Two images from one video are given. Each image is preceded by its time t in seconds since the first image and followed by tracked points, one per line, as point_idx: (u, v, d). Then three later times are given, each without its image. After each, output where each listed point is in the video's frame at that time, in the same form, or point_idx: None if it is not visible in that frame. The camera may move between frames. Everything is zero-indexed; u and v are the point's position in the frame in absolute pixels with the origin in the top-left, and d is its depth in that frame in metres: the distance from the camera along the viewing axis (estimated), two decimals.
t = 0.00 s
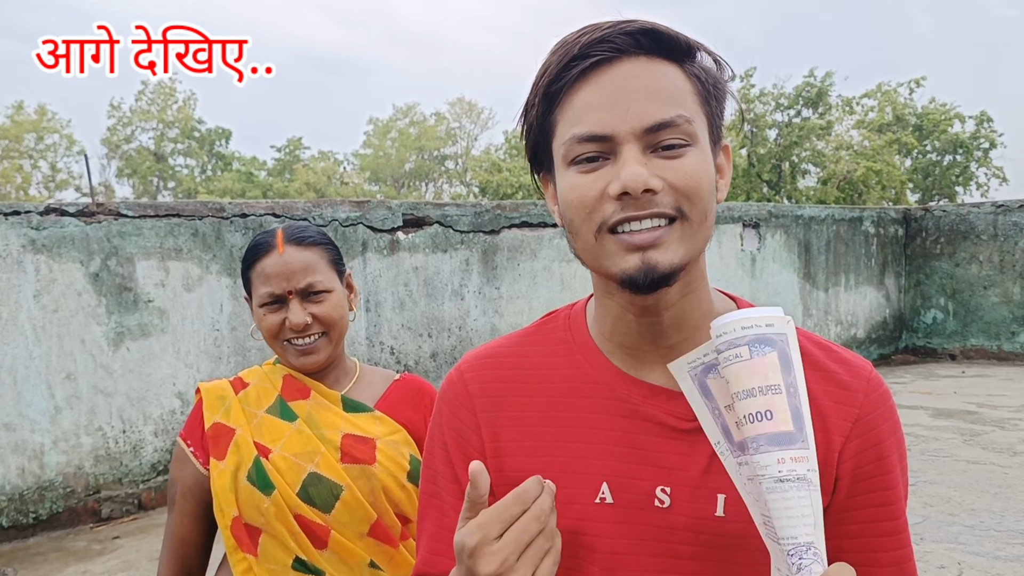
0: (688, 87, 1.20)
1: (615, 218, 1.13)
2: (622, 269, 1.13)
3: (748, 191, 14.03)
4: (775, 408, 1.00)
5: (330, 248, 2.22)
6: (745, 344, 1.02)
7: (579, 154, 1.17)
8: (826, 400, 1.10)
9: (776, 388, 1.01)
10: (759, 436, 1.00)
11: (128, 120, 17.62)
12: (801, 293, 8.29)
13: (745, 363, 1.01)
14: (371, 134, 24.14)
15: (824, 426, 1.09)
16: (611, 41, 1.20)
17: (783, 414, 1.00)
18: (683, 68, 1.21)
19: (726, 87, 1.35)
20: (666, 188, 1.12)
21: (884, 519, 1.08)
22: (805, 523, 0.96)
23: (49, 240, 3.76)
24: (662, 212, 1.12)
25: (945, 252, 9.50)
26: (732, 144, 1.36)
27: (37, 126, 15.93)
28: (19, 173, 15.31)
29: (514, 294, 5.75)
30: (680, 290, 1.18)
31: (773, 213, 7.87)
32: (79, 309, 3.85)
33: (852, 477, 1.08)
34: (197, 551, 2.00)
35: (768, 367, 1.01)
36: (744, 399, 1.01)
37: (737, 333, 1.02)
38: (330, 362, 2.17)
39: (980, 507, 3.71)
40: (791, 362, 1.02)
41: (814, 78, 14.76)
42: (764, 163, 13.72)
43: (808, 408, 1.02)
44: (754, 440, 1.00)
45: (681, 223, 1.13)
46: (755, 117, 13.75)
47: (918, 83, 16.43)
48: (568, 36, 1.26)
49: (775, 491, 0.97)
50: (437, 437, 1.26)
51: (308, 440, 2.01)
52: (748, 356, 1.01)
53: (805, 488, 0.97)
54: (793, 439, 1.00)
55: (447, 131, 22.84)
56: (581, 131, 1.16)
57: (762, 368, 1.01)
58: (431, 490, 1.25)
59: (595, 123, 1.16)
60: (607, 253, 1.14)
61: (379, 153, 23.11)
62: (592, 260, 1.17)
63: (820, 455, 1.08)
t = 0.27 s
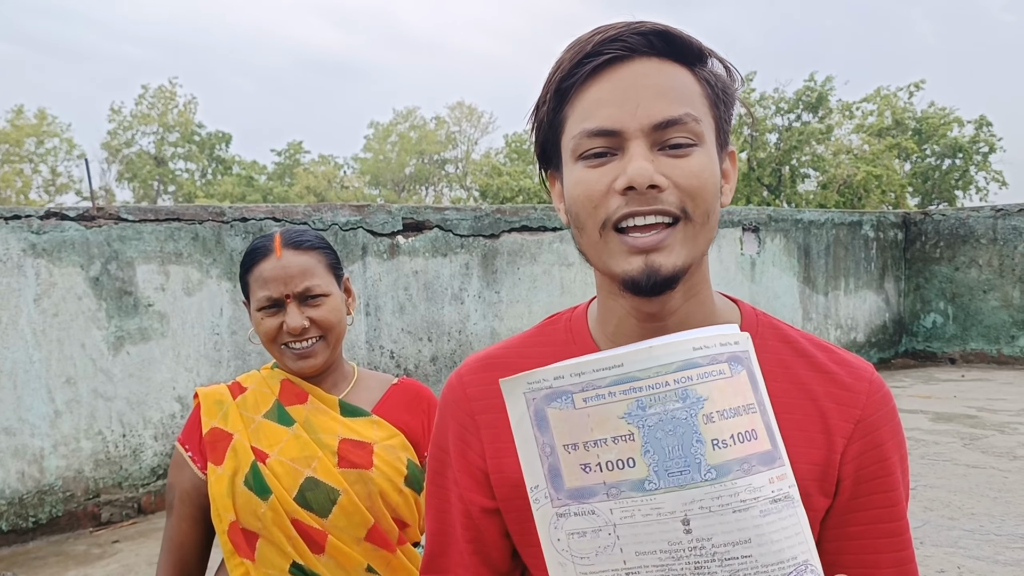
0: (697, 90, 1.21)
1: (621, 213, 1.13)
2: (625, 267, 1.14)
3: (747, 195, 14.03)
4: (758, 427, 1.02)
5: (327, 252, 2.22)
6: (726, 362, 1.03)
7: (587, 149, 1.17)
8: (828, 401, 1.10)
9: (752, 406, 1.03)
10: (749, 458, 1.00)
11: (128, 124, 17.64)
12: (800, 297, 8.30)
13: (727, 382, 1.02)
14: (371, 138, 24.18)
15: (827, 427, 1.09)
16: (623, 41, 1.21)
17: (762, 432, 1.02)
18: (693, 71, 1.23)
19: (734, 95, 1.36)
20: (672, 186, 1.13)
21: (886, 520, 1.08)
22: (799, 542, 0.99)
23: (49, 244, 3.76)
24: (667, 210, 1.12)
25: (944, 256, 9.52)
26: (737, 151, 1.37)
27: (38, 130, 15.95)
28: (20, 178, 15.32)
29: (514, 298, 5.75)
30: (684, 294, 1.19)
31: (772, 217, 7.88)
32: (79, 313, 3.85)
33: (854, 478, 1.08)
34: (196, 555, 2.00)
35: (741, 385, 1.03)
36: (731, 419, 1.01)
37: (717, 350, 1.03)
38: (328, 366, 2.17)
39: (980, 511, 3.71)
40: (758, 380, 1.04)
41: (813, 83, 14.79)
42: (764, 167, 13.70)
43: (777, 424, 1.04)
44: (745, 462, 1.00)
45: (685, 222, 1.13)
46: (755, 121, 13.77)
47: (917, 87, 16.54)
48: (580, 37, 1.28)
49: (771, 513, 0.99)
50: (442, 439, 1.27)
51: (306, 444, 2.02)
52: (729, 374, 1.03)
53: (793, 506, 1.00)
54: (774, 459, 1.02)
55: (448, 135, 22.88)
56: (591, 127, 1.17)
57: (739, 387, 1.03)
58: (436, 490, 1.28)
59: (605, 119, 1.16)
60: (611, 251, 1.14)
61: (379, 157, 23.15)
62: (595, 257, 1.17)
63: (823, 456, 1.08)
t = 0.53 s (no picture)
0: (700, 90, 1.21)
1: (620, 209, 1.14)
2: (623, 262, 1.13)
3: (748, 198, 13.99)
4: (752, 445, 1.02)
5: (327, 256, 2.22)
6: (724, 379, 1.02)
7: (589, 145, 1.18)
8: (831, 403, 1.10)
9: (749, 423, 1.03)
10: (738, 475, 1.01)
11: (129, 128, 17.67)
12: (801, 300, 8.29)
13: (724, 399, 1.02)
14: (372, 142, 24.22)
15: (828, 428, 1.09)
16: (627, 40, 1.22)
17: (757, 450, 1.03)
18: (697, 73, 1.23)
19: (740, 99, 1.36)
20: (670, 182, 1.13)
21: (886, 523, 1.08)
22: (783, 561, 1.01)
23: (50, 248, 3.77)
24: (665, 204, 1.12)
25: (945, 259, 9.52)
26: (743, 154, 1.36)
27: (39, 134, 15.99)
28: (21, 181, 15.36)
29: (515, 301, 5.75)
30: (686, 290, 1.17)
31: (773, 221, 7.88)
32: (80, 317, 3.86)
33: (856, 480, 1.08)
34: (195, 559, 2.00)
35: (741, 402, 1.03)
36: (724, 436, 1.02)
37: (717, 367, 1.02)
38: (327, 370, 2.17)
39: (981, 515, 3.70)
40: (761, 396, 1.03)
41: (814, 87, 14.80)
42: (765, 170, 13.58)
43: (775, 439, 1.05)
44: (734, 479, 1.01)
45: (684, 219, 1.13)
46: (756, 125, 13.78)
47: (917, 90, 16.55)
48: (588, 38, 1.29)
49: (756, 530, 1.01)
50: (443, 439, 1.26)
51: (304, 449, 2.01)
52: (727, 391, 1.02)
53: (781, 525, 1.02)
54: (765, 475, 1.03)
55: (448, 138, 22.91)
56: (593, 123, 1.18)
57: (736, 403, 1.03)
58: (438, 490, 1.27)
59: (607, 116, 1.17)
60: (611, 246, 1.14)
61: (379, 160, 23.17)
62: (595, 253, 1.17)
63: (825, 458, 1.08)
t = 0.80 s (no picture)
0: (704, 93, 1.22)
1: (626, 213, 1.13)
2: (632, 266, 1.13)
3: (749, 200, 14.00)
4: (765, 426, 1.01)
5: (327, 258, 2.23)
6: (744, 359, 1.01)
7: (593, 150, 1.18)
8: (835, 412, 1.11)
9: (764, 405, 1.02)
10: (748, 452, 1.01)
11: (130, 130, 17.68)
12: (801, 302, 8.29)
13: (741, 378, 1.01)
14: (372, 144, 24.23)
15: (832, 437, 1.09)
16: (630, 43, 1.22)
17: (771, 431, 1.01)
18: (700, 75, 1.24)
19: (742, 102, 1.37)
20: (676, 186, 1.13)
21: (886, 531, 1.08)
22: (783, 541, 1.00)
23: (51, 250, 3.77)
24: (673, 210, 1.12)
25: (945, 261, 9.52)
26: (746, 155, 1.37)
27: (39, 136, 15.99)
28: (21, 184, 15.38)
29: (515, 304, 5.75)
30: (690, 294, 1.19)
31: (773, 223, 7.89)
32: (81, 319, 3.86)
33: (858, 488, 1.08)
34: (195, 561, 1.99)
35: (758, 383, 1.02)
36: (738, 414, 1.01)
37: (738, 347, 1.01)
38: (327, 372, 2.17)
39: (981, 517, 3.70)
40: (778, 380, 1.02)
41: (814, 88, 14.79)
42: (765, 172, 13.57)
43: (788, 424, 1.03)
44: (743, 455, 1.01)
45: (690, 222, 1.13)
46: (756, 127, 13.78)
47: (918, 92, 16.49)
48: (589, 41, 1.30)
49: (758, 507, 1.00)
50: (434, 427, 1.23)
51: (304, 451, 2.01)
52: (745, 371, 1.01)
53: (785, 506, 1.00)
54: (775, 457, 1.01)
55: (448, 140, 22.91)
56: (598, 128, 1.18)
57: (754, 384, 1.02)
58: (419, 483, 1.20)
59: (611, 120, 1.17)
60: (617, 250, 1.14)
61: (380, 162, 23.18)
62: (602, 258, 1.17)
63: (828, 465, 1.08)
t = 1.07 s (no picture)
0: (724, 102, 1.22)
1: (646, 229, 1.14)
2: (649, 283, 1.14)
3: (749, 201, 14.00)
4: (776, 438, 1.02)
5: (326, 259, 2.23)
6: (758, 370, 1.02)
7: (610, 161, 1.18)
8: (842, 424, 1.11)
9: (776, 417, 1.02)
10: (758, 464, 1.01)
11: (129, 131, 17.68)
12: (801, 303, 8.29)
13: (755, 389, 1.02)
14: (372, 145, 24.23)
15: (839, 450, 1.09)
16: (650, 47, 1.21)
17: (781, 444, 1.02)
18: (719, 81, 1.24)
19: (758, 105, 1.37)
20: (697, 202, 1.14)
21: (888, 544, 1.09)
22: (789, 556, 1.00)
23: (51, 252, 3.77)
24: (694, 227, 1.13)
25: (946, 262, 9.52)
26: (759, 160, 1.39)
27: (39, 137, 16.00)
28: (21, 185, 15.39)
29: (515, 305, 5.75)
30: (702, 309, 1.21)
31: (773, 224, 7.89)
32: (81, 320, 3.86)
33: (863, 501, 1.09)
34: (194, 563, 1.99)
35: (771, 395, 1.02)
36: (750, 425, 1.02)
37: (753, 357, 1.02)
38: (327, 373, 2.17)
39: (980, 518, 3.70)
40: (791, 393, 1.02)
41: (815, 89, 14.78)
42: (765, 173, 13.50)
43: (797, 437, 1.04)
44: (752, 467, 1.01)
45: (710, 239, 1.14)
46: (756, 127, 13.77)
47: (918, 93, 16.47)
48: (605, 40, 1.28)
49: (767, 521, 1.00)
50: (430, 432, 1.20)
51: (304, 452, 2.02)
52: (759, 382, 1.02)
53: (792, 520, 1.00)
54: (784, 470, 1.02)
55: (448, 141, 22.90)
56: (617, 139, 1.17)
57: (767, 396, 1.02)
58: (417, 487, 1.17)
59: (631, 131, 1.16)
60: (634, 266, 1.15)
61: (380, 163, 23.19)
62: (616, 271, 1.18)
63: (835, 479, 1.09)
